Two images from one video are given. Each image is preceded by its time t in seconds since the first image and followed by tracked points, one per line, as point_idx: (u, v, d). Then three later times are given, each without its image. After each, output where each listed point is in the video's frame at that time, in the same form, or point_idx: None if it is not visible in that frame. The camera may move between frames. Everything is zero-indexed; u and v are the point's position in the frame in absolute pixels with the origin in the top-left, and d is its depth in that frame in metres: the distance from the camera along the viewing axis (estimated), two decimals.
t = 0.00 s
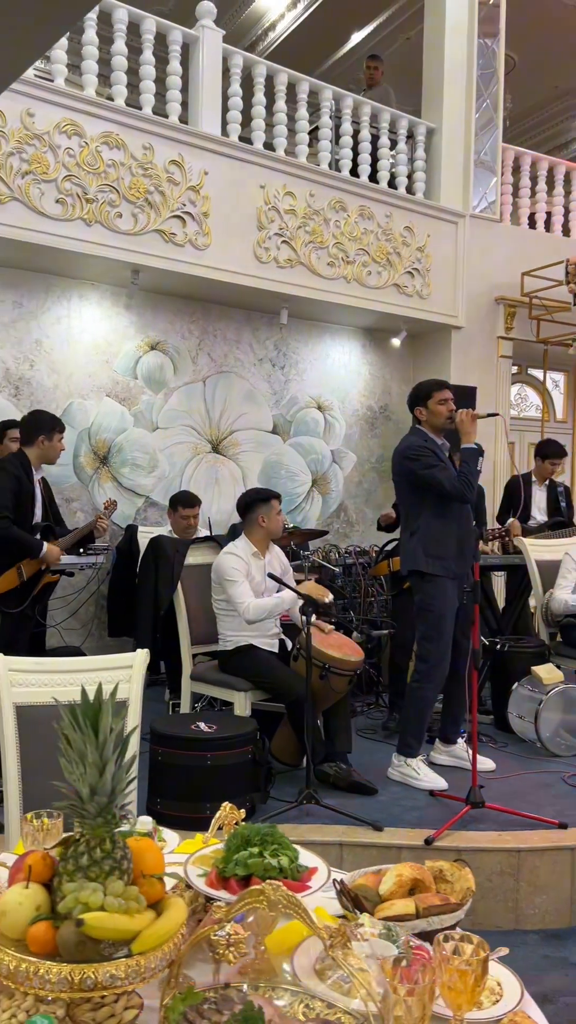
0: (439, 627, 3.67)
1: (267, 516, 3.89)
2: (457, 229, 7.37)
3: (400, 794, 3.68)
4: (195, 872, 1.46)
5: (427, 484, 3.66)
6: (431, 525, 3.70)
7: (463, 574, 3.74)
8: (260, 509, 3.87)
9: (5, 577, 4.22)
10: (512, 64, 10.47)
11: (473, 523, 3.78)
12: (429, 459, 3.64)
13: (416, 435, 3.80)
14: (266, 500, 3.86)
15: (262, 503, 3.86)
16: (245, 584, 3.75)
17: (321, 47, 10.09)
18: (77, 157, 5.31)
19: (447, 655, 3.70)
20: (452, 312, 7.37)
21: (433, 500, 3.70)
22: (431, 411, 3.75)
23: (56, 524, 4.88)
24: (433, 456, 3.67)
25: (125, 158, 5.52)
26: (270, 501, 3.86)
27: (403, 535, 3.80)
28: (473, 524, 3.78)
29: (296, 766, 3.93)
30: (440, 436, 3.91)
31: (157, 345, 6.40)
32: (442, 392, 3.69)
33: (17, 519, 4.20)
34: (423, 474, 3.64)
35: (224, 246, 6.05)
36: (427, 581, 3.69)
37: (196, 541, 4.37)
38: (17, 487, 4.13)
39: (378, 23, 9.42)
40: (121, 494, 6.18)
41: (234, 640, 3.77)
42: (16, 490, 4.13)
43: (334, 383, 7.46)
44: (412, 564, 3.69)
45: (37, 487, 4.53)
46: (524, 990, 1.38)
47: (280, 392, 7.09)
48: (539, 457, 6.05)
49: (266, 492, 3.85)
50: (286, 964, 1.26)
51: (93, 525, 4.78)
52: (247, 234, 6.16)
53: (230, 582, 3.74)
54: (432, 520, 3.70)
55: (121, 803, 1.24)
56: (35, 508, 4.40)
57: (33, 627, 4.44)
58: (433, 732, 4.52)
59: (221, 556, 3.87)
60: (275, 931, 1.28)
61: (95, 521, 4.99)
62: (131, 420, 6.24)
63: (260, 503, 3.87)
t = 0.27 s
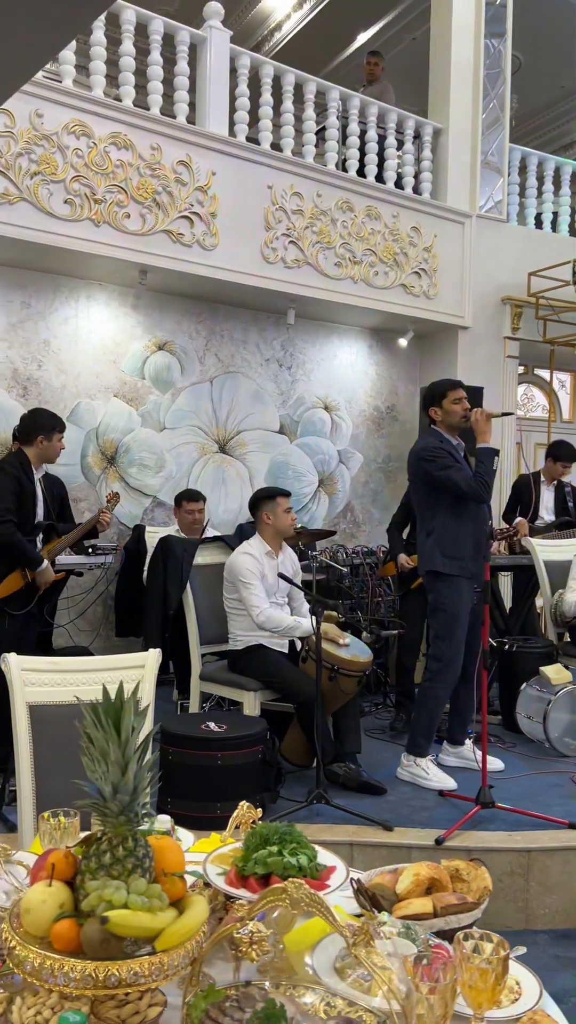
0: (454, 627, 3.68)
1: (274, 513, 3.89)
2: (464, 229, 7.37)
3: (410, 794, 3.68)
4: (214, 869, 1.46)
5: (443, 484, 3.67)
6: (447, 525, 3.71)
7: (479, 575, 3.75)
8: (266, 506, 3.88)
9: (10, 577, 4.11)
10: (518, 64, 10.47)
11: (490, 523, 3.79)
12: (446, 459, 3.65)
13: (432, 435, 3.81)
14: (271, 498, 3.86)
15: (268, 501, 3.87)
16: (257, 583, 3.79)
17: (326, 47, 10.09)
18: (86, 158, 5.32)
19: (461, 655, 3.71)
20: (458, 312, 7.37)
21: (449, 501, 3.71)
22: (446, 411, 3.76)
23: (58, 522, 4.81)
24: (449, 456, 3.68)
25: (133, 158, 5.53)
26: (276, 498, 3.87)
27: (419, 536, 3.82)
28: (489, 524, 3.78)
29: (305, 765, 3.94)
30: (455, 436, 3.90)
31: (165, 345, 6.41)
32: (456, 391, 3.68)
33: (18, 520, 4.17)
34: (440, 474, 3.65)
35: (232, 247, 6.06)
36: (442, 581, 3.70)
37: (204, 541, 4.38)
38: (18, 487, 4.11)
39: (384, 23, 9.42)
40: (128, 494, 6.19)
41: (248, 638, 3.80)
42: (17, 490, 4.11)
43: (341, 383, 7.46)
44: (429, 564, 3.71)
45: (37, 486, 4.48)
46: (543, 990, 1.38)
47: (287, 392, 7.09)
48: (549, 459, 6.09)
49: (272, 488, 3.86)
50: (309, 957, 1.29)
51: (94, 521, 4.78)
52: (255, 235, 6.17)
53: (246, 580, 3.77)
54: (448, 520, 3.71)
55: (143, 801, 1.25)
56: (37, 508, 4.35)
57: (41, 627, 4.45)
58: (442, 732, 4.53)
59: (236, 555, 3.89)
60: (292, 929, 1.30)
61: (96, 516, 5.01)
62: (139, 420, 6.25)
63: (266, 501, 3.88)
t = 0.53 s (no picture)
0: (467, 628, 3.70)
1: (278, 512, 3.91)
2: (466, 229, 7.38)
3: (414, 793, 3.69)
4: (229, 866, 1.46)
5: (451, 486, 3.68)
6: (457, 528, 3.72)
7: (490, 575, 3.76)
8: (269, 506, 3.91)
9: (6, 577, 4.12)
10: (519, 64, 10.48)
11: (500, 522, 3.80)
12: (453, 461, 3.65)
13: (440, 438, 3.82)
14: (274, 497, 3.90)
15: (271, 500, 3.90)
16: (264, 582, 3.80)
17: (327, 46, 10.09)
18: (89, 156, 5.32)
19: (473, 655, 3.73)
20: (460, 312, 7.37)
21: (458, 503, 3.72)
22: (455, 413, 3.76)
23: (52, 515, 4.73)
24: (457, 459, 3.68)
25: (136, 158, 5.54)
26: (278, 496, 3.90)
27: (429, 539, 3.83)
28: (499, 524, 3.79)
29: (309, 764, 3.94)
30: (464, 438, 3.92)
31: (167, 345, 6.41)
32: (464, 393, 3.69)
33: (11, 519, 4.17)
34: (448, 477, 3.65)
35: (235, 247, 6.07)
36: (454, 582, 3.72)
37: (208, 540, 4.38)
38: (8, 487, 4.12)
39: (385, 22, 9.42)
40: (131, 493, 6.19)
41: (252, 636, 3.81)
42: (7, 490, 4.12)
43: (342, 382, 7.46)
44: (439, 567, 3.73)
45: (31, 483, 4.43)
46: (556, 985, 1.39)
47: (289, 392, 7.10)
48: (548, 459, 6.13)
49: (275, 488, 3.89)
50: (327, 946, 1.29)
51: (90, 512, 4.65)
52: (257, 235, 6.17)
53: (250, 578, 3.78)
54: (457, 523, 3.72)
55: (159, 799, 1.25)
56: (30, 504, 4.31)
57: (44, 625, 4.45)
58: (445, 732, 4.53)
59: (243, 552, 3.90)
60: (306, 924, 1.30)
61: (90, 507, 4.92)
62: (141, 419, 6.25)
63: (269, 501, 3.91)
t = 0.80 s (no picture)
0: (470, 627, 3.71)
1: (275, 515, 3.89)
2: (463, 230, 7.39)
3: (413, 792, 3.69)
4: (237, 864, 1.47)
5: (450, 487, 3.68)
6: (457, 529, 3.73)
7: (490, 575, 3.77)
8: (271, 508, 3.88)
9: None
10: (515, 65, 10.50)
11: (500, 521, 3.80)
12: (451, 462, 3.66)
13: (438, 439, 3.83)
14: (276, 499, 3.87)
15: (272, 503, 3.87)
16: (256, 582, 3.80)
17: (324, 46, 10.09)
18: (88, 155, 5.32)
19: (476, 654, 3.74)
20: (457, 312, 7.38)
21: (457, 504, 3.73)
22: (453, 414, 3.77)
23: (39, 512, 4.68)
24: (455, 459, 3.69)
25: (135, 156, 5.53)
26: (281, 498, 3.86)
27: (429, 540, 3.84)
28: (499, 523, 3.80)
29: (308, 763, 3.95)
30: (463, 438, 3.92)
31: (165, 344, 6.41)
32: (462, 394, 3.70)
33: None
34: (447, 478, 3.66)
35: (233, 246, 6.06)
36: (455, 583, 3.73)
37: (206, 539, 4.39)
38: None
39: (382, 22, 9.42)
40: (128, 492, 6.19)
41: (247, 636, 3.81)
42: None
43: (339, 381, 7.47)
44: (440, 568, 3.74)
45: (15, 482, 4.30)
46: (564, 983, 1.40)
47: (286, 391, 7.10)
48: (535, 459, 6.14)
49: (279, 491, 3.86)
50: (340, 936, 1.30)
51: (78, 501, 4.59)
52: (255, 234, 6.17)
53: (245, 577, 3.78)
54: (456, 523, 3.73)
55: (170, 796, 1.26)
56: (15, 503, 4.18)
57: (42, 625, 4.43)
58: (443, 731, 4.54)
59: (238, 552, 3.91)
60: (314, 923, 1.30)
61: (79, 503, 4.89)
62: (138, 418, 6.24)
63: (270, 502, 3.89)
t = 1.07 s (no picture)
0: (455, 625, 3.71)
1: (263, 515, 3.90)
2: (454, 230, 7.41)
3: (406, 790, 3.71)
4: (238, 861, 1.47)
5: (436, 485, 3.70)
6: (442, 526, 3.74)
7: (476, 573, 3.77)
8: (261, 508, 3.89)
9: None
10: (505, 66, 10.53)
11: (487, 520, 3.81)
12: (438, 460, 3.67)
13: (428, 436, 3.83)
14: (267, 499, 3.87)
15: (262, 502, 3.88)
16: (241, 581, 3.81)
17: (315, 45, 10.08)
18: (80, 151, 5.30)
19: (463, 652, 3.74)
20: (448, 312, 7.40)
21: (444, 501, 3.73)
22: (443, 412, 3.77)
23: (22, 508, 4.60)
24: (443, 457, 3.70)
25: (128, 154, 5.52)
26: (272, 499, 3.87)
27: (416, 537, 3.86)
28: (486, 522, 3.80)
29: (302, 762, 3.96)
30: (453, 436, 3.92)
31: (156, 342, 6.40)
32: (453, 392, 3.69)
33: None
34: (433, 475, 3.67)
35: (226, 244, 6.06)
36: (440, 581, 3.74)
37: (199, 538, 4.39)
38: None
39: (374, 21, 9.42)
40: (120, 489, 6.17)
41: (234, 635, 3.82)
42: None
43: (331, 381, 7.47)
44: (425, 565, 3.75)
45: None
46: (565, 979, 1.40)
47: (278, 390, 7.10)
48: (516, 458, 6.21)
49: (271, 491, 3.87)
50: (345, 929, 1.33)
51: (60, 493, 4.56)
52: (248, 233, 6.17)
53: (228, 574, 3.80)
54: (442, 521, 3.74)
55: (174, 792, 1.25)
56: None
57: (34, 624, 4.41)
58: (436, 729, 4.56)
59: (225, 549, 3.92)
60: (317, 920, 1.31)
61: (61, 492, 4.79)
62: (130, 416, 6.23)
63: (261, 502, 3.89)
